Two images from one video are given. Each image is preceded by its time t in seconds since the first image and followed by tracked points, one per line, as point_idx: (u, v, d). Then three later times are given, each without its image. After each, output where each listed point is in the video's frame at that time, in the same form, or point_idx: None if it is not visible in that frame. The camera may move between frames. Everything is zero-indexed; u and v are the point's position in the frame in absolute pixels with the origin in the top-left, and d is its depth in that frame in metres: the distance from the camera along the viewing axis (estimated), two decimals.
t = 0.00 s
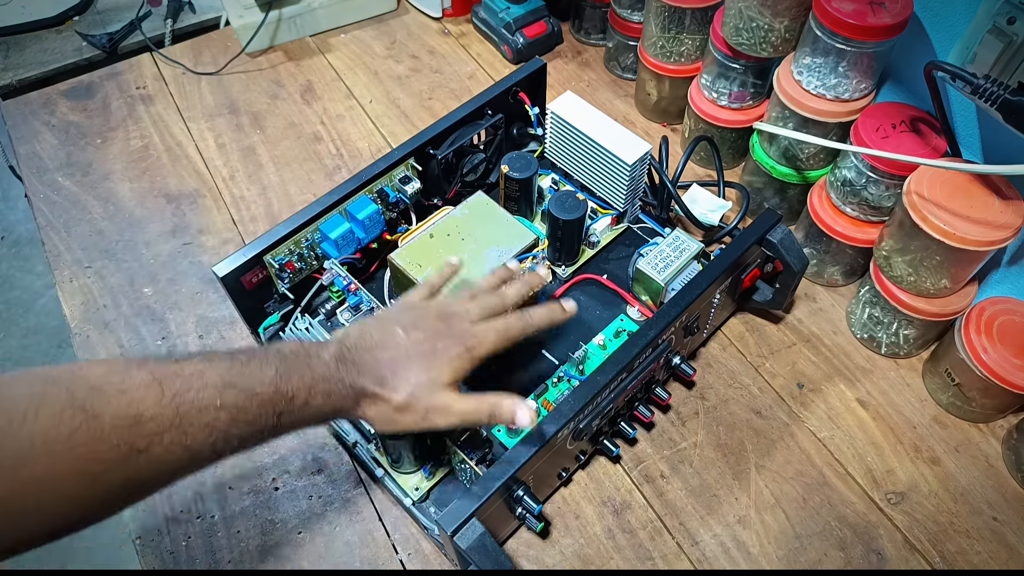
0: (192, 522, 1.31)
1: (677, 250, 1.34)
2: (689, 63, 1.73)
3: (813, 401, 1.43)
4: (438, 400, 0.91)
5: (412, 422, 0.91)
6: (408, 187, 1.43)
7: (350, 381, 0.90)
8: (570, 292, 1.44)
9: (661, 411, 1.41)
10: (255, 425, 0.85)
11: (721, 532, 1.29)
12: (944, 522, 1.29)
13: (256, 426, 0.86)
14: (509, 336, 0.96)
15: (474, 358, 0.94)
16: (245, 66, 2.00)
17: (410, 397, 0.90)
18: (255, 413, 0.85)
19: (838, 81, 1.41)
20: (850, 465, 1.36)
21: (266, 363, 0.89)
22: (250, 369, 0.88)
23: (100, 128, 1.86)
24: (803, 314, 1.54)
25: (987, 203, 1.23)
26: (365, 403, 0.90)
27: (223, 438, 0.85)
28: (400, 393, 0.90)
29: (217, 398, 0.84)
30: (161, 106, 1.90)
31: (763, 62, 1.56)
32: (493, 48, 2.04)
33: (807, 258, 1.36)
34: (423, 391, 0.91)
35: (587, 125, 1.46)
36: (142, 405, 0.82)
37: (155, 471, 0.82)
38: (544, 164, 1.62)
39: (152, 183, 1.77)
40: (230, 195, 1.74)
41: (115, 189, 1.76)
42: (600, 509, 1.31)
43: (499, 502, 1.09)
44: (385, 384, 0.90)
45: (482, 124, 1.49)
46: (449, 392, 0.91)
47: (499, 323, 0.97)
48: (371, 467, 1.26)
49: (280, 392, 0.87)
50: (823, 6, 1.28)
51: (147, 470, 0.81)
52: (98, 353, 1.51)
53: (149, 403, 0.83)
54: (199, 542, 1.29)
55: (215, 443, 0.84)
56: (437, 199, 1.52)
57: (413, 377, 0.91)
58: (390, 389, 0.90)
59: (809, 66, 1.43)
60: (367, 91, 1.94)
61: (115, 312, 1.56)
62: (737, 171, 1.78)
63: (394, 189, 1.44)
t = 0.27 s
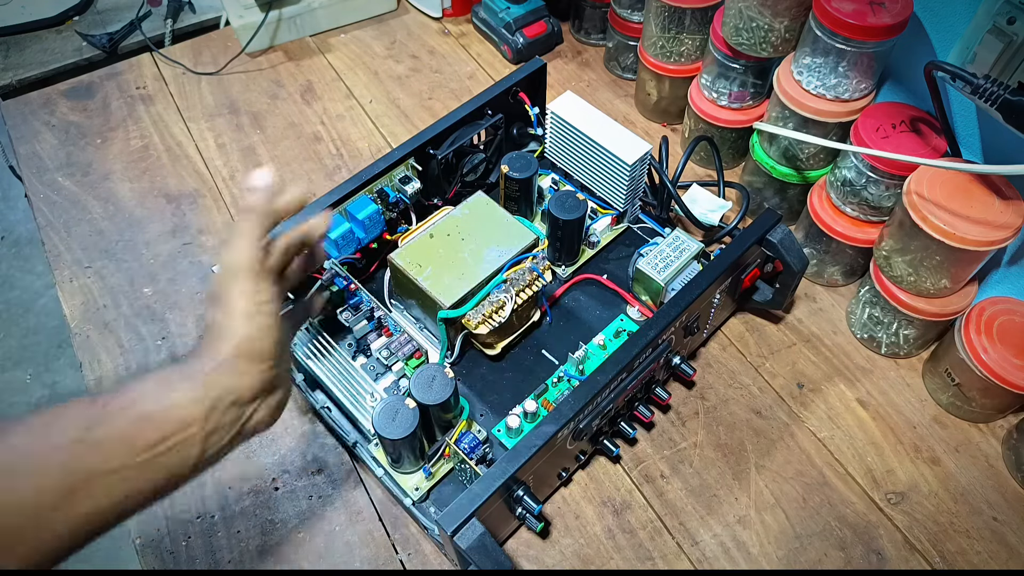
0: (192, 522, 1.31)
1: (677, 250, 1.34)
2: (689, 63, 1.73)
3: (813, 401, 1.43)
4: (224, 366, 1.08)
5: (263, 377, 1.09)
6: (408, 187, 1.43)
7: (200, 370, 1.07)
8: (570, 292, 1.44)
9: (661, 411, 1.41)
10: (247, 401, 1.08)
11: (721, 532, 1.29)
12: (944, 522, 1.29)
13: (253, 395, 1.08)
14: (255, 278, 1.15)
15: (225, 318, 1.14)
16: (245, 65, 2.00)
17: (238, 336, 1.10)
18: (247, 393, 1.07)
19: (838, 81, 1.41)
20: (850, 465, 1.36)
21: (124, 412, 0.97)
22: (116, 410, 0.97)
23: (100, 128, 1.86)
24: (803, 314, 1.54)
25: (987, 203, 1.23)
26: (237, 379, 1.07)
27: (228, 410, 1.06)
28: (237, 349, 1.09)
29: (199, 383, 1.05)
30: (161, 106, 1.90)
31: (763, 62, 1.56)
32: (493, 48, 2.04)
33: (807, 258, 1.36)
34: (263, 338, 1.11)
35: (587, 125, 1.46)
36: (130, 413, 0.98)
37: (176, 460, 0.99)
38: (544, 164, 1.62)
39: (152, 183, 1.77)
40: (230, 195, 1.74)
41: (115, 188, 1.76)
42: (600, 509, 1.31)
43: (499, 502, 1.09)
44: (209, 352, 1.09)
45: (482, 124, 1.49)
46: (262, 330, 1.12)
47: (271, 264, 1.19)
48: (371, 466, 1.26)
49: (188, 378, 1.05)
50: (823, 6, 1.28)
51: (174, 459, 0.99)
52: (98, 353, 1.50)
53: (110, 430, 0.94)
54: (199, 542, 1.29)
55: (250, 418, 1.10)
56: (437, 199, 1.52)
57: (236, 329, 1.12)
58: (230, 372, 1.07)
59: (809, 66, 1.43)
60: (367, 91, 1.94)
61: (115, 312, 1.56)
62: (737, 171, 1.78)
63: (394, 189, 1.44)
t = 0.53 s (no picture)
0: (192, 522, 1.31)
1: (677, 250, 1.34)
2: (689, 63, 1.73)
3: (813, 401, 1.43)
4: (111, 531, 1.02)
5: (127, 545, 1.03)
6: (407, 187, 1.43)
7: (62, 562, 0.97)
8: (570, 292, 1.44)
9: (661, 411, 1.41)
10: None
11: (721, 532, 1.29)
12: (944, 522, 1.29)
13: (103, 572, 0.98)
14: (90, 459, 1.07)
15: (64, 500, 1.04)
16: (245, 66, 2.00)
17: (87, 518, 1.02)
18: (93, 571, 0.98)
19: (838, 81, 1.41)
20: (850, 465, 1.36)
21: None
22: None
23: (100, 128, 1.86)
24: (803, 314, 1.54)
25: (987, 203, 1.23)
26: (91, 554, 0.99)
27: None
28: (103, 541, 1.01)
29: None
30: (161, 106, 1.90)
31: (763, 62, 1.56)
32: (493, 48, 2.04)
33: (807, 258, 1.36)
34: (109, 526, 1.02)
35: (587, 125, 1.46)
36: None
37: None
38: (544, 164, 1.62)
39: (152, 183, 1.77)
40: (229, 195, 1.74)
41: (115, 189, 1.76)
42: (600, 509, 1.31)
43: (499, 503, 1.09)
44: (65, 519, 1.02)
45: (482, 124, 1.49)
46: (98, 509, 1.03)
47: (143, 521, 1.19)
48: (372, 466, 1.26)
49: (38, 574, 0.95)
50: (823, 6, 1.28)
51: None
52: (98, 353, 1.50)
53: None
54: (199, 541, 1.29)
55: None
56: (438, 199, 1.52)
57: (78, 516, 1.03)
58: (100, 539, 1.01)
59: (809, 66, 1.43)
60: (367, 91, 1.94)
61: (115, 312, 1.56)
62: (738, 171, 1.78)
63: (394, 189, 1.44)
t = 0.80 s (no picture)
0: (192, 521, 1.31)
1: (677, 250, 1.34)
2: (689, 63, 1.73)
3: (813, 401, 1.43)
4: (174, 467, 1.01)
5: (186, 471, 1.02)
6: (408, 187, 1.43)
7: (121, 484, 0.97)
8: (570, 292, 1.44)
9: (661, 411, 1.41)
10: (155, 499, 0.98)
11: (721, 532, 1.29)
12: (944, 522, 1.29)
13: (160, 493, 0.99)
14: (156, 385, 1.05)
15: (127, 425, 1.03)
16: (245, 66, 2.00)
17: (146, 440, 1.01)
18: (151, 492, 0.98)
19: (838, 81, 1.41)
20: (850, 465, 1.36)
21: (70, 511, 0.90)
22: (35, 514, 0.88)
23: (100, 128, 1.86)
24: (803, 314, 1.54)
25: (987, 204, 1.23)
26: (150, 474, 0.99)
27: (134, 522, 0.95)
28: (159, 464, 1.00)
29: (109, 498, 0.94)
30: (161, 106, 1.90)
31: (763, 62, 1.56)
32: (493, 48, 2.04)
33: (807, 258, 1.36)
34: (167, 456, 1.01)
35: (587, 125, 1.46)
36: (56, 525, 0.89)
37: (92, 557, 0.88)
38: (544, 164, 1.62)
39: (152, 183, 1.77)
40: (230, 195, 1.74)
41: (115, 188, 1.76)
42: (600, 509, 1.31)
43: (499, 502, 1.09)
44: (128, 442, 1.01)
45: (482, 124, 1.49)
46: (157, 435, 1.01)
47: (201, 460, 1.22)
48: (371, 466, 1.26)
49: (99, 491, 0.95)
50: (823, 6, 1.28)
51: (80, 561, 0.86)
52: (98, 353, 1.50)
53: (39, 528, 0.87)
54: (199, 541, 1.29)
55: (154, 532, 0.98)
56: (438, 199, 1.52)
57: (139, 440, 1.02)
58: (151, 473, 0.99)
59: (809, 66, 1.43)
60: (367, 91, 1.94)
61: (115, 312, 1.56)
62: (737, 171, 1.78)
63: (394, 189, 1.44)
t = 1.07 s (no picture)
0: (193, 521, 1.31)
1: (677, 250, 1.34)
2: (689, 63, 1.73)
3: (813, 401, 1.43)
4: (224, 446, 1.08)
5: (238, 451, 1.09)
6: (408, 187, 1.43)
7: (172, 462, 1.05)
8: (570, 292, 1.44)
9: (661, 411, 1.41)
10: (204, 478, 1.06)
11: (721, 532, 1.29)
12: (944, 522, 1.29)
13: (206, 472, 1.06)
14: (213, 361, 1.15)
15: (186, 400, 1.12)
16: (245, 66, 2.00)
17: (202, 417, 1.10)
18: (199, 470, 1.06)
19: (838, 81, 1.41)
20: (850, 465, 1.36)
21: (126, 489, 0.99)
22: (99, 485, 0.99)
23: (100, 128, 1.86)
24: (803, 314, 1.54)
25: (987, 204, 1.23)
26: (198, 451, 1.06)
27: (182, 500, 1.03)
28: (210, 442, 1.08)
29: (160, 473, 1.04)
30: (161, 106, 1.90)
31: (763, 62, 1.56)
32: (493, 48, 2.04)
33: (807, 258, 1.36)
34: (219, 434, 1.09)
35: (587, 125, 1.46)
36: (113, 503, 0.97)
37: (143, 534, 0.97)
38: (544, 164, 1.62)
39: (152, 183, 1.77)
40: (230, 195, 1.74)
41: (115, 188, 1.76)
42: (600, 509, 1.31)
43: (499, 502, 1.09)
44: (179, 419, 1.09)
45: (482, 124, 1.49)
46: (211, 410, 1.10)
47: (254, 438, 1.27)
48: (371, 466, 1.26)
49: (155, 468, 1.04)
50: (823, 6, 1.28)
51: (133, 539, 0.96)
52: (98, 353, 1.50)
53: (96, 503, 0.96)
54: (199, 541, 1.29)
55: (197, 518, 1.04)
56: (438, 199, 1.52)
57: (195, 413, 1.10)
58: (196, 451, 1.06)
59: (809, 66, 1.43)
60: (367, 91, 1.94)
61: (115, 312, 1.56)
62: (737, 171, 1.78)
63: (394, 189, 1.44)
